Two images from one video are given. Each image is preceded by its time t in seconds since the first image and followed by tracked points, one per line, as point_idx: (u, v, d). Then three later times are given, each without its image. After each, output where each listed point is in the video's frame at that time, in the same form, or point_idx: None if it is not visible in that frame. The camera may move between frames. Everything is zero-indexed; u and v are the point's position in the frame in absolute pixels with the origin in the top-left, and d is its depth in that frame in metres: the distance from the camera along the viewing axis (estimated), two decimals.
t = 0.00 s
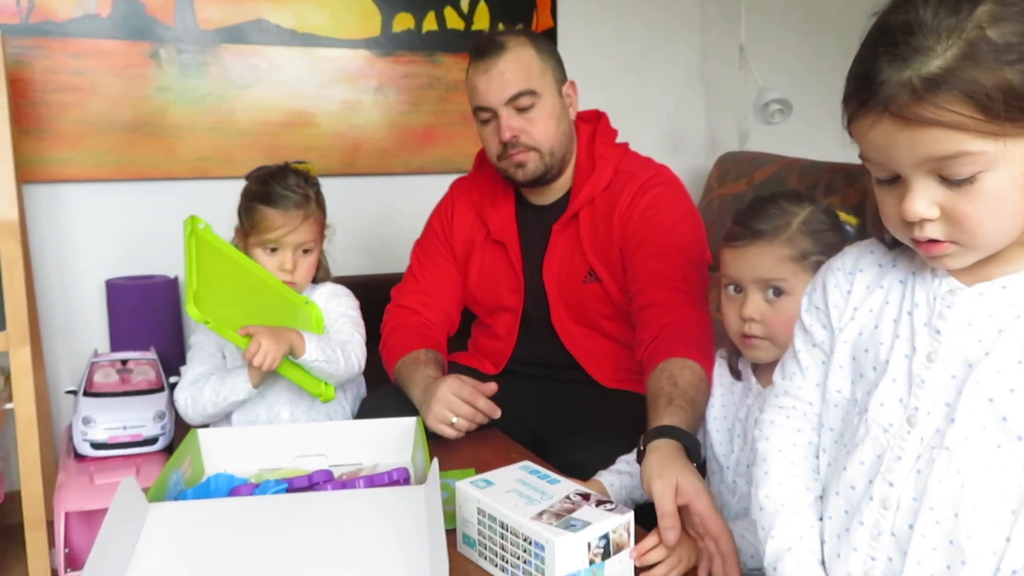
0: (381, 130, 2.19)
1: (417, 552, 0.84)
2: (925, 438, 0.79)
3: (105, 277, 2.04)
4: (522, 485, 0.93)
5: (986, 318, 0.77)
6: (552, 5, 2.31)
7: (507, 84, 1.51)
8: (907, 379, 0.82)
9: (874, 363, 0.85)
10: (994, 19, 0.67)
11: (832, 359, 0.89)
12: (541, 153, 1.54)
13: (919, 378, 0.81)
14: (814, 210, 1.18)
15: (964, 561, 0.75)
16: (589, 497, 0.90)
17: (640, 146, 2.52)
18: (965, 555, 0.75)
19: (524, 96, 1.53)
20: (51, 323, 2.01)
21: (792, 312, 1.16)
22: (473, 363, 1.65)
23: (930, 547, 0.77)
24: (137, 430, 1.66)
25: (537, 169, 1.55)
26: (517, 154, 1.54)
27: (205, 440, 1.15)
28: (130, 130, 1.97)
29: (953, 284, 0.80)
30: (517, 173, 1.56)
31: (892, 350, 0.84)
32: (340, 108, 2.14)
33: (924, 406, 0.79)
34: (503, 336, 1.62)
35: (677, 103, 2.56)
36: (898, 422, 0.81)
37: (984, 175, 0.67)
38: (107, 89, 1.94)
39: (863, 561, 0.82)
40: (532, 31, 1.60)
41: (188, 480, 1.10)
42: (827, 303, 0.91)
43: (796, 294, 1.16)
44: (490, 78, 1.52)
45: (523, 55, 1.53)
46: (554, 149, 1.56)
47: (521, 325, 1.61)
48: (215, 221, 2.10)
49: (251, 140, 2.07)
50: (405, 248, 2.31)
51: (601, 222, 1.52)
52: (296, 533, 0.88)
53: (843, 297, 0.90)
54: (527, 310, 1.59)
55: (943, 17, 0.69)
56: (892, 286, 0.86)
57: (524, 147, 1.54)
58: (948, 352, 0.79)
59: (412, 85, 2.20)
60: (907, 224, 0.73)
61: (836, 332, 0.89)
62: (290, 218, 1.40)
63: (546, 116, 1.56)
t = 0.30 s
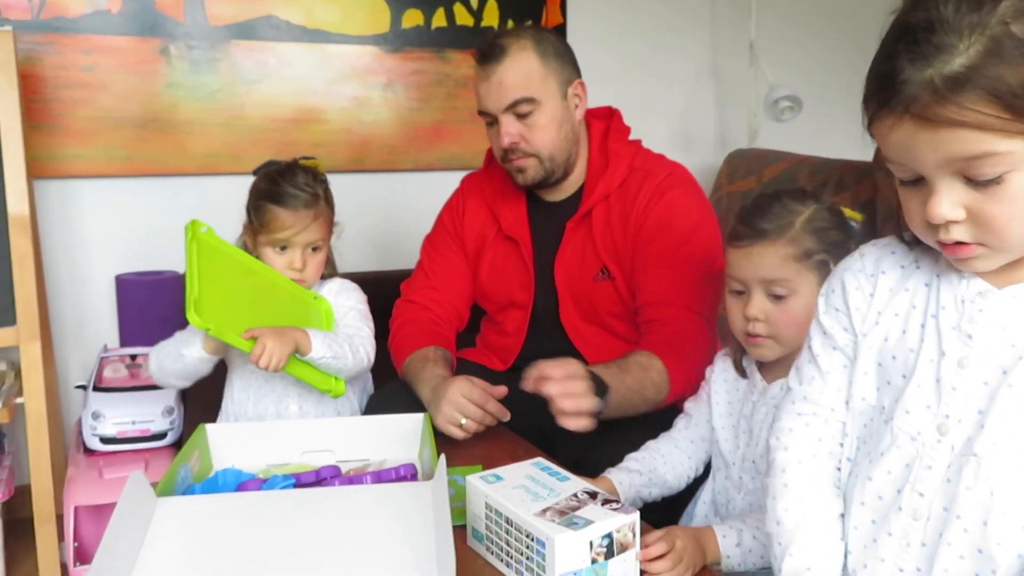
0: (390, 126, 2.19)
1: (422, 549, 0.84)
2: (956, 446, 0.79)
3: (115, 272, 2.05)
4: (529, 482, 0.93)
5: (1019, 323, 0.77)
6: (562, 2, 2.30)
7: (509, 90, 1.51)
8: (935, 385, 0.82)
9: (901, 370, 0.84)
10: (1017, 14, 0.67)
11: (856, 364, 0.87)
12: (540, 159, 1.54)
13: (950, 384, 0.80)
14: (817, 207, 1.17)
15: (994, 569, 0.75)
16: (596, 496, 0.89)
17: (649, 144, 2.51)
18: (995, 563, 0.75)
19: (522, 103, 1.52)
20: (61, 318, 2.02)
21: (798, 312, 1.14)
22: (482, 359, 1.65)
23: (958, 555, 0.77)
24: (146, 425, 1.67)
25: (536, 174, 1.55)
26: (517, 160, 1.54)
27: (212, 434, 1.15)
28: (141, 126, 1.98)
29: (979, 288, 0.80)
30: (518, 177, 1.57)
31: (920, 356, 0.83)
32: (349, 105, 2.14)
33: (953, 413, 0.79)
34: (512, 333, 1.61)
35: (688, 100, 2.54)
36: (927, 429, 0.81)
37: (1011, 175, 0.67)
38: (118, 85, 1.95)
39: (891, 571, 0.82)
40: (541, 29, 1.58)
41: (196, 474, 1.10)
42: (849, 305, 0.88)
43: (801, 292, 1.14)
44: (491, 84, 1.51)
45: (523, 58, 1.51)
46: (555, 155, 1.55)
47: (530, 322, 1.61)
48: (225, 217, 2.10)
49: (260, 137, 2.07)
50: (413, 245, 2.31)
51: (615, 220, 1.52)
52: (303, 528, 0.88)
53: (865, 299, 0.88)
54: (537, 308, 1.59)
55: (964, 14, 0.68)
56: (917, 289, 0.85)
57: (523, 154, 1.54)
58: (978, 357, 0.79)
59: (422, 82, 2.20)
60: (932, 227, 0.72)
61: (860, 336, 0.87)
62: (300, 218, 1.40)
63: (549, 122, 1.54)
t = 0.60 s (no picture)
0: (388, 123, 2.18)
1: (420, 544, 0.84)
2: (962, 449, 0.79)
3: (112, 267, 2.04)
4: (526, 478, 0.93)
5: None
6: None
7: (506, 91, 1.51)
8: (943, 387, 0.81)
9: (911, 371, 0.84)
10: (977, 17, 0.65)
11: (868, 364, 0.87)
12: (534, 159, 1.54)
13: (958, 387, 0.80)
14: (813, 207, 1.16)
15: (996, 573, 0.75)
16: (592, 492, 0.89)
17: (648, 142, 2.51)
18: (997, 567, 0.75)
19: (520, 105, 1.52)
20: (58, 313, 2.02)
21: (795, 313, 1.13)
22: (478, 356, 1.66)
23: (961, 558, 0.77)
24: (142, 421, 1.66)
25: (530, 175, 1.55)
26: (511, 161, 1.55)
27: (210, 428, 1.15)
28: (138, 121, 1.97)
29: (992, 290, 0.79)
30: (513, 176, 1.58)
31: (929, 357, 0.82)
32: (347, 101, 2.14)
33: (960, 415, 0.79)
34: (510, 331, 1.61)
35: (689, 98, 2.54)
36: (934, 431, 0.81)
37: (963, 176, 0.68)
38: (116, 80, 1.94)
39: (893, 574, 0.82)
40: (547, 27, 1.57)
41: (193, 469, 1.10)
42: (861, 303, 0.88)
43: (797, 293, 1.14)
44: (490, 83, 1.52)
45: (525, 59, 1.51)
46: (550, 156, 1.54)
47: (529, 320, 1.61)
48: (222, 213, 2.10)
49: (258, 132, 2.07)
50: (411, 242, 2.31)
51: (614, 220, 1.52)
52: (299, 523, 0.88)
53: (877, 298, 0.87)
54: (535, 306, 1.59)
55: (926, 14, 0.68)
56: (928, 290, 0.84)
57: (518, 154, 1.54)
58: (988, 359, 0.78)
59: (420, 78, 2.20)
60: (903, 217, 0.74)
61: (872, 336, 0.87)
62: (298, 214, 1.40)
63: (547, 124, 1.54)
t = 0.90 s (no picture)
0: (373, 120, 2.18)
1: (402, 537, 0.84)
2: (915, 438, 0.80)
3: (95, 264, 2.03)
4: (507, 474, 0.93)
5: (978, 316, 0.78)
6: None
7: (499, 95, 1.51)
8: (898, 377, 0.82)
9: (870, 361, 0.85)
10: (905, 21, 0.68)
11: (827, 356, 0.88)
12: (526, 162, 1.54)
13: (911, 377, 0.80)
14: (795, 206, 1.17)
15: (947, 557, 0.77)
16: (573, 487, 0.90)
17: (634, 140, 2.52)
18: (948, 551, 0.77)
19: (514, 109, 1.52)
20: (39, 309, 2.00)
21: (778, 314, 1.14)
22: (464, 353, 1.66)
23: (914, 543, 0.78)
24: (124, 418, 1.66)
25: (522, 177, 1.56)
26: (504, 163, 1.55)
27: (193, 425, 1.15)
28: (121, 116, 1.96)
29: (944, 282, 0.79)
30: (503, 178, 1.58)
31: (885, 347, 0.83)
32: (333, 97, 2.13)
33: (915, 405, 0.80)
34: (497, 329, 1.62)
35: (675, 96, 2.56)
36: (888, 420, 0.82)
37: (900, 171, 0.70)
38: (98, 75, 1.93)
39: (855, 560, 0.83)
40: (546, 28, 1.57)
41: (174, 465, 1.09)
42: (822, 298, 0.88)
43: (779, 293, 1.15)
44: (484, 86, 1.52)
45: (524, 66, 1.51)
46: (543, 160, 1.55)
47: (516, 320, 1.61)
48: (206, 209, 2.09)
49: (243, 129, 2.06)
50: (397, 239, 2.31)
51: (603, 223, 1.52)
52: (281, 518, 0.88)
53: (838, 292, 0.87)
54: (523, 306, 1.59)
55: (857, 20, 0.71)
56: (886, 282, 0.84)
57: (510, 157, 1.55)
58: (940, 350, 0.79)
59: (405, 75, 2.19)
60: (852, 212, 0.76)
61: (832, 328, 0.87)
62: (284, 211, 1.39)
63: (541, 128, 1.54)
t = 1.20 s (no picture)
0: (340, 109, 2.16)
1: (365, 524, 0.83)
2: (817, 397, 0.78)
3: (54, 256, 1.98)
4: (472, 457, 0.93)
5: (874, 279, 0.75)
6: None
7: (488, 90, 1.48)
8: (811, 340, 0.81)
9: (791, 326, 0.85)
10: None
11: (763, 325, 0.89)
12: (509, 156, 1.53)
13: (820, 338, 0.79)
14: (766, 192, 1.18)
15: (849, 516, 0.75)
16: (538, 465, 0.90)
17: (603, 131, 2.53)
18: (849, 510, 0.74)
19: (502, 105, 1.50)
20: None
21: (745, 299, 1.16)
22: (431, 341, 1.65)
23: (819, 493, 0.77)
24: (85, 411, 1.62)
25: (504, 170, 1.55)
26: (486, 157, 1.54)
27: (157, 416, 1.13)
28: (80, 105, 1.91)
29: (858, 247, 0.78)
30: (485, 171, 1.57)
31: (804, 313, 0.83)
32: (300, 87, 2.11)
33: (818, 366, 0.79)
34: (468, 316, 1.61)
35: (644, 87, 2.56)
36: (799, 382, 0.81)
37: (806, 138, 0.70)
38: (57, 62, 1.88)
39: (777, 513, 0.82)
40: (535, 22, 1.54)
41: (137, 456, 1.07)
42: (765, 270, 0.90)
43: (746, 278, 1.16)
44: (473, 79, 1.48)
45: (512, 62, 1.48)
46: (527, 154, 1.55)
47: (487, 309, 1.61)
48: (169, 200, 2.05)
49: (208, 118, 2.03)
50: (366, 230, 2.29)
51: (577, 214, 1.52)
52: (242, 506, 0.87)
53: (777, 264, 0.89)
54: (495, 294, 1.59)
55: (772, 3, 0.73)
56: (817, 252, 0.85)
57: (493, 151, 1.53)
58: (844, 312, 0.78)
59: (373, 64, 2.17)
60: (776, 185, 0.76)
61: (766, 298, 0.89)
62: (252, 196, 1.37)
63: (527, 124, 1.52)
